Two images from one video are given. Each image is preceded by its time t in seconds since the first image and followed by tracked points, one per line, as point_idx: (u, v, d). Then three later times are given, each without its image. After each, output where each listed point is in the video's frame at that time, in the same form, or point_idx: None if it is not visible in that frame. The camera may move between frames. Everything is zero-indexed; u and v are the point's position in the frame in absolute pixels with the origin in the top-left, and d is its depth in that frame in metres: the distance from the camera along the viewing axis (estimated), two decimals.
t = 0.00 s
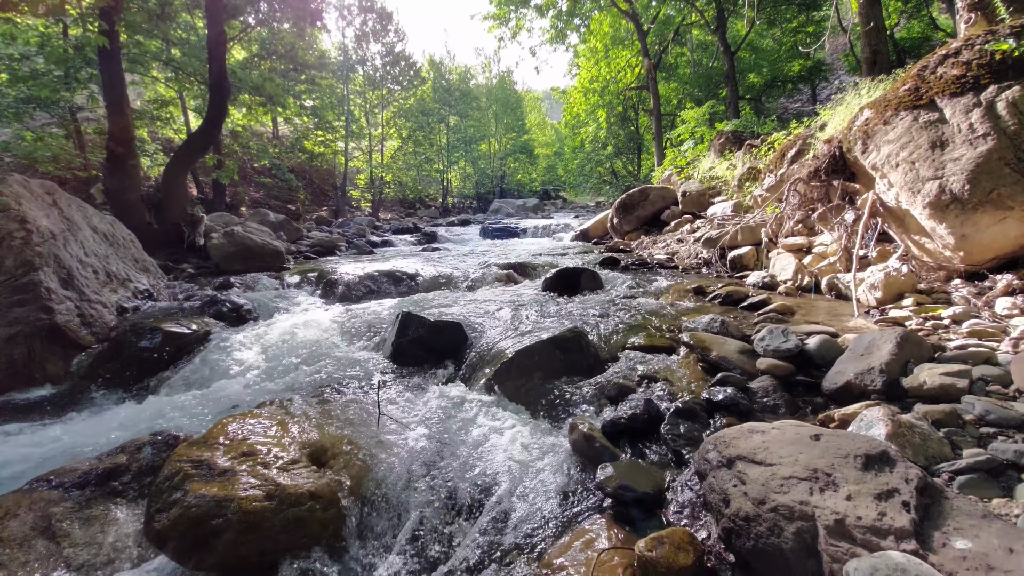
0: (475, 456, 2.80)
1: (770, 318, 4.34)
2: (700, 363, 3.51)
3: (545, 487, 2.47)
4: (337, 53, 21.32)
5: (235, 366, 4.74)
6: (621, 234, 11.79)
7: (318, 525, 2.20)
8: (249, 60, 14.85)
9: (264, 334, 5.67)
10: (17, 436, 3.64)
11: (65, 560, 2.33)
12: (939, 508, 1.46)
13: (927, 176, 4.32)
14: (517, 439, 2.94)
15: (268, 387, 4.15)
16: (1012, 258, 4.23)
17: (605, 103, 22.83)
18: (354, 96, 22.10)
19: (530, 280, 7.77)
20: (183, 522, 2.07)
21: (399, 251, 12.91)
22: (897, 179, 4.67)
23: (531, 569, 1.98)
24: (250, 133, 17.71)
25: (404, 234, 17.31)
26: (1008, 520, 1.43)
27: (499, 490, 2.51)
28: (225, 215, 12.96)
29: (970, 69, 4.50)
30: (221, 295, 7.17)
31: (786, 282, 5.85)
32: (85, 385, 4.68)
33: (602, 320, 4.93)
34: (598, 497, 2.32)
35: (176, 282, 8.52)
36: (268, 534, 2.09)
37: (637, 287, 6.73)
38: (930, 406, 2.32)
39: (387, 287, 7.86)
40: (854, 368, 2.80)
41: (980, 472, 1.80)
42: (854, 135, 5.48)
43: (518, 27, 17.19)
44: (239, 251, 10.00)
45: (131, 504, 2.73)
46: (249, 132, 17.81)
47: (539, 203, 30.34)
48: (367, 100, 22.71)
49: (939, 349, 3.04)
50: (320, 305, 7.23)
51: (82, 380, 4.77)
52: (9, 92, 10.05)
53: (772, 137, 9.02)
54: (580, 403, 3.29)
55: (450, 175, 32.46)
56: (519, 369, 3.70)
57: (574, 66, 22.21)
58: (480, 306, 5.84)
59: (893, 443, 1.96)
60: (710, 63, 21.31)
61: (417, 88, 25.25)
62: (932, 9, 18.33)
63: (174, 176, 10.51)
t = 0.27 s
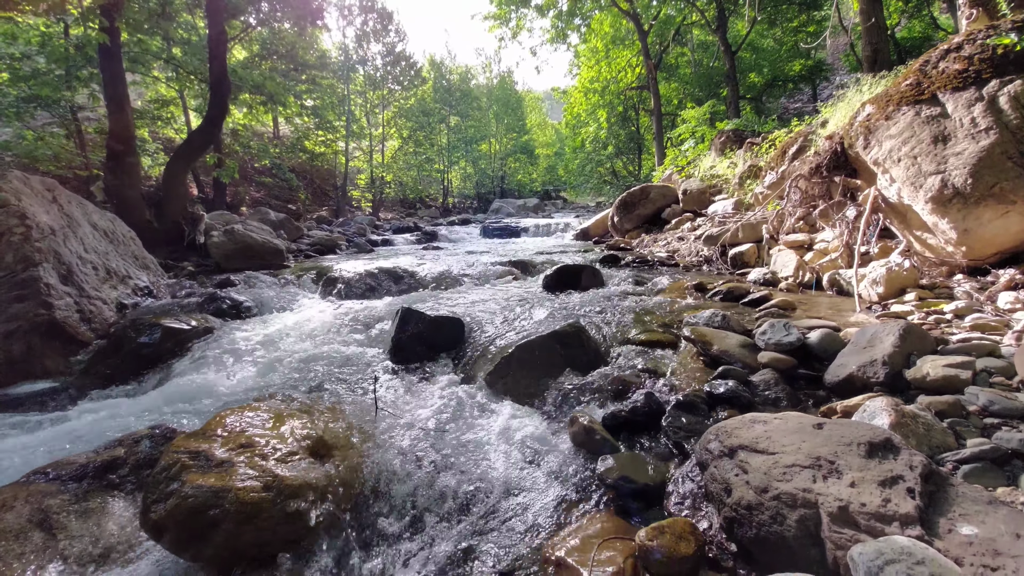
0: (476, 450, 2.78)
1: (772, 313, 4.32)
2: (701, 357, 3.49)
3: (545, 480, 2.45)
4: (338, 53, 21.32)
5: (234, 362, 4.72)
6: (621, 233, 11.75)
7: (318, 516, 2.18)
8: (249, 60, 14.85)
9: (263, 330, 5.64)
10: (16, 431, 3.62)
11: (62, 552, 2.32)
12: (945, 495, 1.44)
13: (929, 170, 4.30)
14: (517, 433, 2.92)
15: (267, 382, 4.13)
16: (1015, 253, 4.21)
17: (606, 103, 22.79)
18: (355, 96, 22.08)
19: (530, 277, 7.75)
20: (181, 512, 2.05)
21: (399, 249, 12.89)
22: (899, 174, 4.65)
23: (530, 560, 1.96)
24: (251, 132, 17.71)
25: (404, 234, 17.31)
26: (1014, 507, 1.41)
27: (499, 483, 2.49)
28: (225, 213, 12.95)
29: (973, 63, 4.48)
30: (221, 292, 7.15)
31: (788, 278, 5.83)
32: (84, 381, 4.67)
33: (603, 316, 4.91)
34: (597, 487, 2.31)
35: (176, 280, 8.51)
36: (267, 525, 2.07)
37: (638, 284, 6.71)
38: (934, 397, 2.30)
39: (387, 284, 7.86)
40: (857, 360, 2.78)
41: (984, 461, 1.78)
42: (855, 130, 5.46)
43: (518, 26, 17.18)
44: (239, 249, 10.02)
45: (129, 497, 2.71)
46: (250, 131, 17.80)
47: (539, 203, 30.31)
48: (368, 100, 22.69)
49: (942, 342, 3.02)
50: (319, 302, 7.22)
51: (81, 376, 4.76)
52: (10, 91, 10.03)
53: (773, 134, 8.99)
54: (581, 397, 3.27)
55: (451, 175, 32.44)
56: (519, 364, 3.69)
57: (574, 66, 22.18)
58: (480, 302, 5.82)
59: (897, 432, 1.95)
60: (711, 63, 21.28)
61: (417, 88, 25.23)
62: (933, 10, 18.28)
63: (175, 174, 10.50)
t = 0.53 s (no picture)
0: (473, 438, 2.75)
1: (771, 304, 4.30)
2: (700, 346, 3.47)
3: (542, 465, 2.42)
4: (337, 51, 21.25)
5: (232, 354, 4.70)
6: (620, 229, 11.68)
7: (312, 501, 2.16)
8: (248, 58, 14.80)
9: (261, 323, 5.62)
10: (11, 423, 3.60)
11: (54, 539, 2.30)
12: (947, 471, 1.42)
13: (928, 161, 4.29)
14: (516, 419, 2.90)
15: (265, 373, 4.11)
16: (1015, 243, 4.20)
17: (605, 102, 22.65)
18: (354, 94, 22.00)
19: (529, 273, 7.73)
20: (172, 497, 2.02)
21: (398, 246, 12.86)
22: (899, 165, 4.64)
23: (526, 543, 1.94)
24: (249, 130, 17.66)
25: (402, 231, 17.27)
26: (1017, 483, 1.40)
27: (496, 469, 2.46)
28: (223, 210, 12.91)
29: (972, 54, 4.47)
30: (218, 287, 7.12)
31: (787, 272, 5.82)
32: (80, 374, 4.63)
33: (601, 308, 4.89)
34: (593, 472, 2.29)
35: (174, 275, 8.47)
36: (260, 509, 2.05)
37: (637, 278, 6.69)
38: (934, 382, 2.28)
39: (385, 278, 7.84)
40: (857, 347, 2.76)
41: (986, 442, 1.76)
42: (855, 123, 5.45)
43: (518, 24, 17.15)
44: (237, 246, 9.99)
45: (122, 485, 2.68)
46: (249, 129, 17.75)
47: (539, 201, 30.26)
48: (367, 98, 22.63)
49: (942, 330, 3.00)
50: (317, 297, 7.19)
51: (77, 369, 4.73)
52: (8, 88, 10.00)
53: (773, 130, 8.93)
54: (579, 386, 3.25)
55: (450, 174, 32.38)
56: (517, 354, 3.67)
57: (573, 64, 22.14)
58: (478, 296, 5.79)
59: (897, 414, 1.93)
60: (710, 61, 21.23)
61: (416, 87, 25.18)
62: (932, 9, 18.22)
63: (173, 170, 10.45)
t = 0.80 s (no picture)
0: (472, 425, 2.70)
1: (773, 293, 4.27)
2: (702, 334, 3.43)
3: (542, 450, 2.38)
4: (337, 50, 21.18)
5: (230, 345, 4.68)
6: (621, 226, 11.60)
7: (308, 484, 2.12)
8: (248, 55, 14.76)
9: (259, 315, 5.59)
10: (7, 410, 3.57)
11: (47, 521, 2.26)
12: (958, 442, 1.41)
13: (931, 149, 4.27)
14: (515, 405, 2.88)
15: (263, 362, 4.09)
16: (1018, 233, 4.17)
17: (606, 101, 22.36)
18: (354, 93, 21.83)
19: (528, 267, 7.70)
20: (167, 476, 1.99)
21: (397, 243, 12.82)
22: (901, 154, 4.61)
23: (524, 524, 1.89)
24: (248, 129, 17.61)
25: (402, 229, 17.24)
26: None
27: (495, 455, 2.41)
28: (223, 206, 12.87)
29: (974, 42, 4.44)
30: (217, 280, 7.09)
31: (789, 264, 5.79)
32: (77, 365, 4.60)
33: (602, 299, 4.87)
34: (594, 453, 2.26)
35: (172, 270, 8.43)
36: (256, 490, 2.01)
37: (637, 271, 6.66)
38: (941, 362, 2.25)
39: (384, 273, 7.82)
40: (861, 331, 2.73)
41: (996, 418, 1.73)
42: (857, 113, 5.43)
43: (517, 23, 17.12)
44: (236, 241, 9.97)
45: (117, 470, 2.65)
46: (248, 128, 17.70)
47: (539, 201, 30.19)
48: (367, 97, 22.51)
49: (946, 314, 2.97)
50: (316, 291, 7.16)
51: (74, 360, 4.70)
52: (8, 86, 9.93)
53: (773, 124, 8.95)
54: (579, 372, 3.22)
55: (450, 173, 32.33)
56: (518, 342, 3.64)
57: (574, 64, 22.06)
58: (478, 288, 5.76)
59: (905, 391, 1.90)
60: (710, 61, 21.19)
61: (416, 86, 25.14)
62: (933, 9, 18.18)
63: (173, 165, 10.40)
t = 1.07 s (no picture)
0: (474, 414, 2.65)
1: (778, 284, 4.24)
2: (707, 322, 3.40)
3: (546, 436, 2.34)
4: (337, 48, 21.03)
5: (229, 337, 4.64)
6: (622, 222, 11.55)
7: (309, 469, 2.08)
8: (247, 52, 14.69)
9: (260, 308, 5.56)
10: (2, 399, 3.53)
11: (43, 506, 2.22)
12: (977, 415, 1.40)
13: (937, 139, 4.23)
14: (518, 393, 2.84)
15: (263, 352, 4.05)
16: None
17: (608, 100, 22.01)
18: (354, 92, 21.56)
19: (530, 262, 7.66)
20: (165, 458, 1.95)
21: (398, 240, 12.77)
22: (907, 145, 4.58)
23: (528, 509, 1.84)
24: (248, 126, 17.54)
25: (403, 226, 17.19)
26: None
27: (497, 443, 2.37)
28: (223, 203, 12.83)
29: (979, 32, 4.40)
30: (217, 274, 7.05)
31: (792, 257, 5.76)
32: (76, 357, 4.56)
33: (605, 291, 4.83)
34: (600, 439, 2.22)
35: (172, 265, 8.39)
36: (255, 473, 1.98)
37: (639, 265, 6.62)
38: (951, 346, 2.22)
39: (385, 267, 7.79)
40: (869, 317, 2.70)
41: (1011, 397, 1.70)
42: (861, 105, 5.39)
43: (518, 21, 17.05)
44: (237, 237, 9.94)
45: (116, 457, 2.62)
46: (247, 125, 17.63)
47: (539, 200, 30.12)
48: (368, 96, 22.25)
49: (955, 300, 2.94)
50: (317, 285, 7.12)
51: (73, 352, 4.66)
52: (7, 83, 9.79)
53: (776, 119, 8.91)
54: (583, 361, 3.18)
55: (450, 172, 32.26)
56: (520, 332, 3.60)
57: (575, 63, 21.93)
58: (480, 281, 5.72)
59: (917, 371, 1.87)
60: (711, 59, 21.12)
61: (417, 85, 25.07)
62: (934, 8, 18.11)
63: (173, 160, 10.34)
